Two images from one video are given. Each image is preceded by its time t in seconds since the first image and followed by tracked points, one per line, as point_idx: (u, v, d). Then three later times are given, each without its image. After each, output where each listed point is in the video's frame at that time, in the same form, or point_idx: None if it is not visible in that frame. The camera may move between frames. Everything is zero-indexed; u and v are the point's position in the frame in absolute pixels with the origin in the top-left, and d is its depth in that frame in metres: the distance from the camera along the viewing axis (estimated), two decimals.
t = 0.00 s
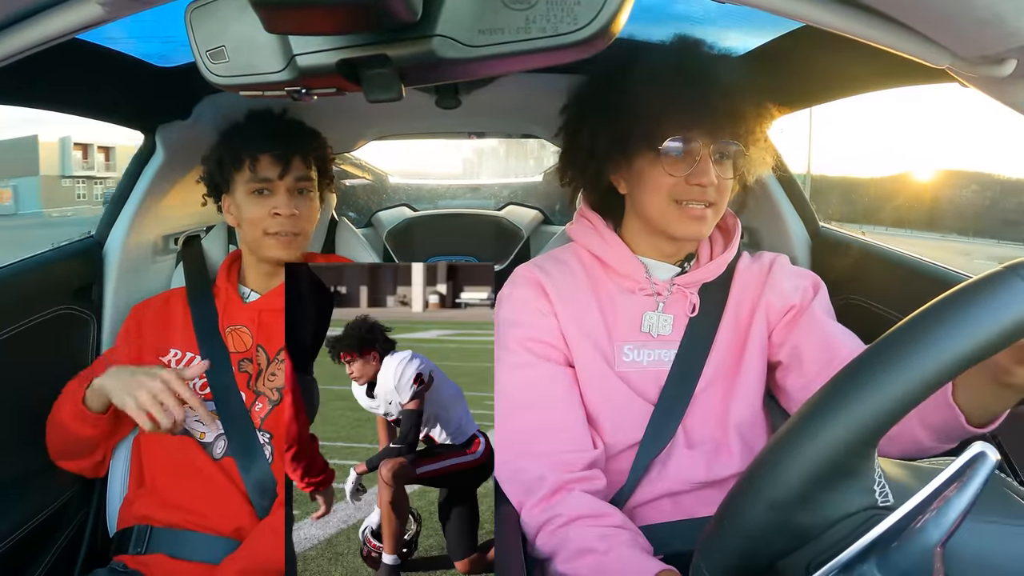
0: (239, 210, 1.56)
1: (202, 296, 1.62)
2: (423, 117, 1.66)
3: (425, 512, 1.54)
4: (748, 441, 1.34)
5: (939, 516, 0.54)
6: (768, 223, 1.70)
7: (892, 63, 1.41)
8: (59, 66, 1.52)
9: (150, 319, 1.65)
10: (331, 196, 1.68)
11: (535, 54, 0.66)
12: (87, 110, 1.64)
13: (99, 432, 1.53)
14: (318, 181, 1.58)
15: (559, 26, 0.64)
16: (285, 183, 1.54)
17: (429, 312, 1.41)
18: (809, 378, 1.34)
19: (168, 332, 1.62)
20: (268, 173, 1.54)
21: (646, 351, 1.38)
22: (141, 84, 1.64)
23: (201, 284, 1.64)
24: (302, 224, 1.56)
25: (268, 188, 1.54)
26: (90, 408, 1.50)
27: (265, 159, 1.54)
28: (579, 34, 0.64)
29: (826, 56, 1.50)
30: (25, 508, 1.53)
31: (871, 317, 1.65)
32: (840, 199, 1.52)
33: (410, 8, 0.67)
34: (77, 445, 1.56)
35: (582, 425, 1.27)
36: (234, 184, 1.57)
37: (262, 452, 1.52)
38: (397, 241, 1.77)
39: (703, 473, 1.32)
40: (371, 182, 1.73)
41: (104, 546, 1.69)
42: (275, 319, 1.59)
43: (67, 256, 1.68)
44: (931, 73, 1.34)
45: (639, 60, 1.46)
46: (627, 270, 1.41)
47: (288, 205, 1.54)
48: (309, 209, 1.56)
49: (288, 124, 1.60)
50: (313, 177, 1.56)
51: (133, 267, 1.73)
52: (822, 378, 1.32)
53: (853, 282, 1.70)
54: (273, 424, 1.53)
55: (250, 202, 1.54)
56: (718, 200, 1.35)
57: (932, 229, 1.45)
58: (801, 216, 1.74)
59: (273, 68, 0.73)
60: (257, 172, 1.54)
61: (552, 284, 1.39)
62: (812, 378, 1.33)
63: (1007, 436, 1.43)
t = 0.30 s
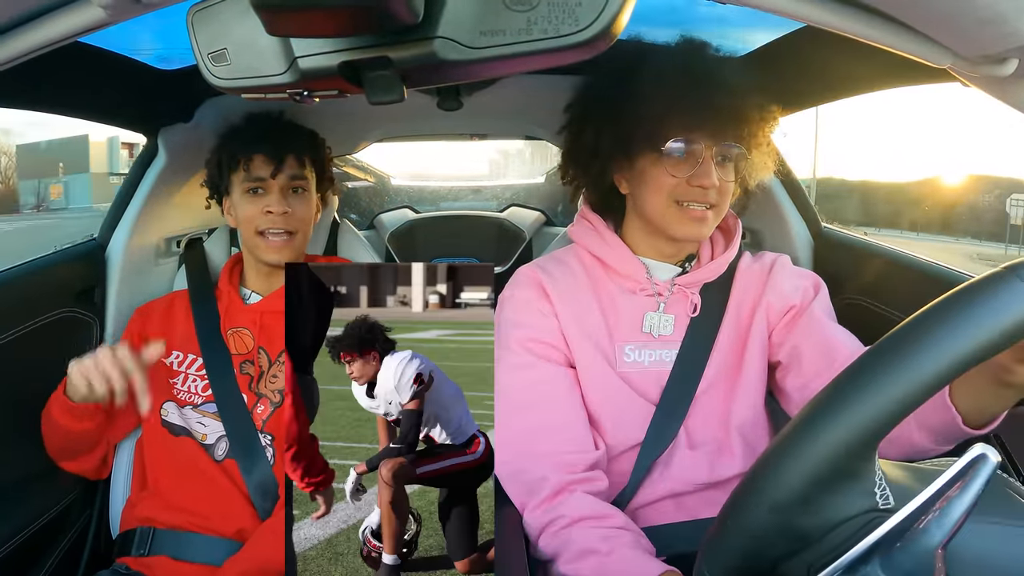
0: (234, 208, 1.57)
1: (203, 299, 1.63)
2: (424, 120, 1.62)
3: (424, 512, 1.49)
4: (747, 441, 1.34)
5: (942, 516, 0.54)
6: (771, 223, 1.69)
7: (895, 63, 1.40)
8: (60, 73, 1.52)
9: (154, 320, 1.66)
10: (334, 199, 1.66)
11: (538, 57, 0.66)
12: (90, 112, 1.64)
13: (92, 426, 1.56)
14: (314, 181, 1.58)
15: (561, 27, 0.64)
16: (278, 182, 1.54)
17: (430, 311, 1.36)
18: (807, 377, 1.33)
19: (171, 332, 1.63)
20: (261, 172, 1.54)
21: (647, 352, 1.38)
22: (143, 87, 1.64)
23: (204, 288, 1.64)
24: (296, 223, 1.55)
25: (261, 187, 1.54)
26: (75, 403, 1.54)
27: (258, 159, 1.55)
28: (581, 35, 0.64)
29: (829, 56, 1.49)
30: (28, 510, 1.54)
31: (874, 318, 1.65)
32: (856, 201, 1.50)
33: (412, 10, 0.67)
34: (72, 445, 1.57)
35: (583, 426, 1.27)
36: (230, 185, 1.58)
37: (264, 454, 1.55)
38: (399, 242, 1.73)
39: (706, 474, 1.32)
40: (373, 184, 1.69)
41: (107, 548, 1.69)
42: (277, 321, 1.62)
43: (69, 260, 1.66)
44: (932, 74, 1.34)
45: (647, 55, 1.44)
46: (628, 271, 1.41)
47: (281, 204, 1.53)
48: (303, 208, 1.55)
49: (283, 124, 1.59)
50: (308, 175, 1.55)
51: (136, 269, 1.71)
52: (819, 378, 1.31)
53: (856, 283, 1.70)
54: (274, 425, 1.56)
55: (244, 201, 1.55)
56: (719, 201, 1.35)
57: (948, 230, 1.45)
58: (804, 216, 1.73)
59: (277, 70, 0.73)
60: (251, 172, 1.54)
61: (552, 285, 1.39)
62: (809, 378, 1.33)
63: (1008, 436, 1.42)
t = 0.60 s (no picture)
0: (230, 215, 1.57)
1: (206, 302, 1.60)
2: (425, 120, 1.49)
3: (424, 512, 1.52)
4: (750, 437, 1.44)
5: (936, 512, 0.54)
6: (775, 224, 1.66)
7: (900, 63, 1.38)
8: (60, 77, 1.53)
9: (155, 325, 1.61)
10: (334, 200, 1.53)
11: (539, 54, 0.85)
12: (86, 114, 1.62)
13: (89, 433, 1.58)
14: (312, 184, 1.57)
15: (563, 25, 0.83)
16: (276, 188, 1.56)
17: (430, 311, 1.47)
18: (808, 377, 1.42)
19: (174, 336, 1.60)
20: (259, 178, 1.56)
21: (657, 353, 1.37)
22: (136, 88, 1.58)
23: (207, 292, 1.60)
24: (294, 228, 1.57)
25: (260, 193, 1.56)
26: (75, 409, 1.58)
27: (255, 165, 1.55)
28: (582, 33, 0.83)
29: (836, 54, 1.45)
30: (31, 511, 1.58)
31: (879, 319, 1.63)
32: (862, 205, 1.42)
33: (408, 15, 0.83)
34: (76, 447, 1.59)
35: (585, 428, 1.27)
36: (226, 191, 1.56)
37: (266, 456, 1.58)
38: (400, 246, 1.50)
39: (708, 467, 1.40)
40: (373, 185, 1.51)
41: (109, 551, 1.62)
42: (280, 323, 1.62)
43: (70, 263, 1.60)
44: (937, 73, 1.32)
45: (651, 54, 1.41)
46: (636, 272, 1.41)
47: (278, 210, 1.56)
48: (301, 213, 1.56)
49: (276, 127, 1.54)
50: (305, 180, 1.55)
51: (137, 270, 1.61)
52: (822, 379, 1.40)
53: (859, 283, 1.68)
54: (276, 428, 1.58)
55: (243, 207, 1.56)
56: (721, 205, 1.44)
57: (955, 232, 1.39)
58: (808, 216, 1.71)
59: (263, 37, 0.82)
60: (248, 178, 1.55)
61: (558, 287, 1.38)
62: (810, 377, 1.42)
63: (1010, 436, 1.41)
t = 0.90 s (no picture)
0: (228, 217, 1.62)
1: (204, 303, 1.64)
2: (429, 120, 1.51)
3: (425, 511, 1.51)
4: (749, 443, 1.45)
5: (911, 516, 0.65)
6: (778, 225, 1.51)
7: (901, 64, 1.37)
8: (59, 74, 1.51)
9: (155, 325, 1.64)
10: (333, 197, 1.59)
11: (537, 52, 0.66)
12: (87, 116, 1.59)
13: (86, 434, 1.53)
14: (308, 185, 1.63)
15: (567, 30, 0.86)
16: (271, 190, 1.62)
17: (430, 311, 1.42)
18: (806, 381, 1.43)
19: (173, 335, 1.65)
20: (254, 181, 1.61)
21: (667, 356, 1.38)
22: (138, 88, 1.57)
23: (206, 291, 1.65)
24: (292, 229, 1.63)
25: (255, 195, 1.61)
26: (70, 411, 1.54)
27: (251, 167, 1.61)
28: None
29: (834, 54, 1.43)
30: (15, 522, 1.48)
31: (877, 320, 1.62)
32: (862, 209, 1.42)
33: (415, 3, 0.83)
34: (71, 447, 1.55)
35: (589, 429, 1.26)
36: (223, 195, 1.60)
37: (265, 456, 1.62)
38: (401, 245, 1.55)
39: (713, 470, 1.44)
40: (373, 186, 1.56)
41: (109, 548, 1.61)
42: (278, 325, 1.69)
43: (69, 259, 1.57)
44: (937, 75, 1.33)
45: (657, 56, 1.45)
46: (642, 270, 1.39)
47: (275, 211, 1.62)
48: (298, 213, 1.63)
49: (271, 129, 1.60)
50: (302, 180, 1.61)
51: (137, 272, 1.62)
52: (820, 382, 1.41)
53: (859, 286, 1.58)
54: (275, 428, 1.64)
55: (238, 209, 1.61)
56: (719, 209, 1.46)
57: (954, 232, 1.40)
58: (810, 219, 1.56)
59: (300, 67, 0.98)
60: (244, 180, 1.60)
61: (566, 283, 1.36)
62: (807, 381, 1.43)
63: (1009, 437, 1.42)
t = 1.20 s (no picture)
0: (227, 219, 1.64)
1: (205, 303, 1.64)
2: (429, 120, 1.51)
3: (425, 512, 1.51)
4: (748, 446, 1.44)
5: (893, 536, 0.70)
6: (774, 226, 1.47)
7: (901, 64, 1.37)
8: (59, 73, 1.51)
9: (155, 325, 1.64)
10: (332, 197, 1.60)
11: (540, 59, 0.66)
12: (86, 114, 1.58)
13: (85, 435, 1.53)
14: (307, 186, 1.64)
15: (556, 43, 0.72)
16: (270, 190, 1.63)
17: (430, 311, 1.42)
18: (805, 384, 1.43)
19: (172, 334, 1.64)
20: (253, 183, 1.63)
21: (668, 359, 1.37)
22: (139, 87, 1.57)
23: (206, 291, 1.64)
24: (292, 229, 1.64)
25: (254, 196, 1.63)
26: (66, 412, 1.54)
27: (249, 168, 1.62)
28: (580, 40, 0.63)
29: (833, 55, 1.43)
30: (16, 521, 1.48)
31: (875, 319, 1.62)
32: (860, 213, 1.43)
33: (412, 14, 0.67)
34: (71, 448, 1.55)
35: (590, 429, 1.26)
36: (222, 194, 1.61)
37: (266, 457, 1.62)
38: (401, 246, 1.55)
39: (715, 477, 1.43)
40: (374, 185, 1.56)
41: (109, 548, 1.62)
42: (279, 324, 1.70)
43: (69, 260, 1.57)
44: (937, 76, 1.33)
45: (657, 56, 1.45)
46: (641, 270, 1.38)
47: (275, 213, 1.63)
48: (298, 214, 1.64)
49: (270, 129, 1.61)
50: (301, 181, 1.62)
51: (137, 272, 1.62)
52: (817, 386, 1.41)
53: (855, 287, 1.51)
54: (275, 429, 1.64)
55: (237, 210, 1.63)
56: (717, 207, 1.47)
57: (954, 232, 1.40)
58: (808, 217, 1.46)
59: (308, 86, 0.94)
60: (242, 181, 1.62)
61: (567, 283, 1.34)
62: (807, 385, 1.43)
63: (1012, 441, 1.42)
